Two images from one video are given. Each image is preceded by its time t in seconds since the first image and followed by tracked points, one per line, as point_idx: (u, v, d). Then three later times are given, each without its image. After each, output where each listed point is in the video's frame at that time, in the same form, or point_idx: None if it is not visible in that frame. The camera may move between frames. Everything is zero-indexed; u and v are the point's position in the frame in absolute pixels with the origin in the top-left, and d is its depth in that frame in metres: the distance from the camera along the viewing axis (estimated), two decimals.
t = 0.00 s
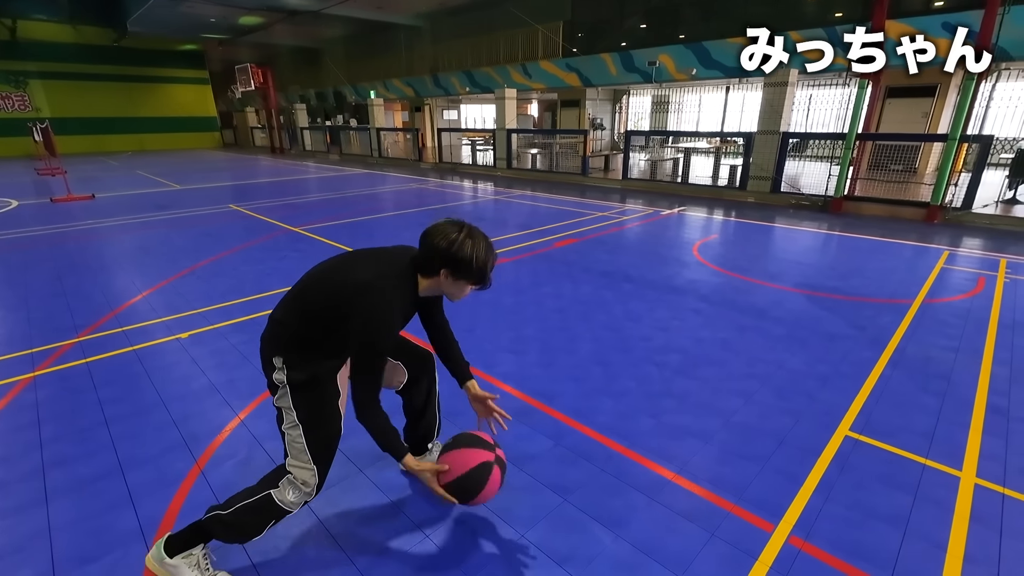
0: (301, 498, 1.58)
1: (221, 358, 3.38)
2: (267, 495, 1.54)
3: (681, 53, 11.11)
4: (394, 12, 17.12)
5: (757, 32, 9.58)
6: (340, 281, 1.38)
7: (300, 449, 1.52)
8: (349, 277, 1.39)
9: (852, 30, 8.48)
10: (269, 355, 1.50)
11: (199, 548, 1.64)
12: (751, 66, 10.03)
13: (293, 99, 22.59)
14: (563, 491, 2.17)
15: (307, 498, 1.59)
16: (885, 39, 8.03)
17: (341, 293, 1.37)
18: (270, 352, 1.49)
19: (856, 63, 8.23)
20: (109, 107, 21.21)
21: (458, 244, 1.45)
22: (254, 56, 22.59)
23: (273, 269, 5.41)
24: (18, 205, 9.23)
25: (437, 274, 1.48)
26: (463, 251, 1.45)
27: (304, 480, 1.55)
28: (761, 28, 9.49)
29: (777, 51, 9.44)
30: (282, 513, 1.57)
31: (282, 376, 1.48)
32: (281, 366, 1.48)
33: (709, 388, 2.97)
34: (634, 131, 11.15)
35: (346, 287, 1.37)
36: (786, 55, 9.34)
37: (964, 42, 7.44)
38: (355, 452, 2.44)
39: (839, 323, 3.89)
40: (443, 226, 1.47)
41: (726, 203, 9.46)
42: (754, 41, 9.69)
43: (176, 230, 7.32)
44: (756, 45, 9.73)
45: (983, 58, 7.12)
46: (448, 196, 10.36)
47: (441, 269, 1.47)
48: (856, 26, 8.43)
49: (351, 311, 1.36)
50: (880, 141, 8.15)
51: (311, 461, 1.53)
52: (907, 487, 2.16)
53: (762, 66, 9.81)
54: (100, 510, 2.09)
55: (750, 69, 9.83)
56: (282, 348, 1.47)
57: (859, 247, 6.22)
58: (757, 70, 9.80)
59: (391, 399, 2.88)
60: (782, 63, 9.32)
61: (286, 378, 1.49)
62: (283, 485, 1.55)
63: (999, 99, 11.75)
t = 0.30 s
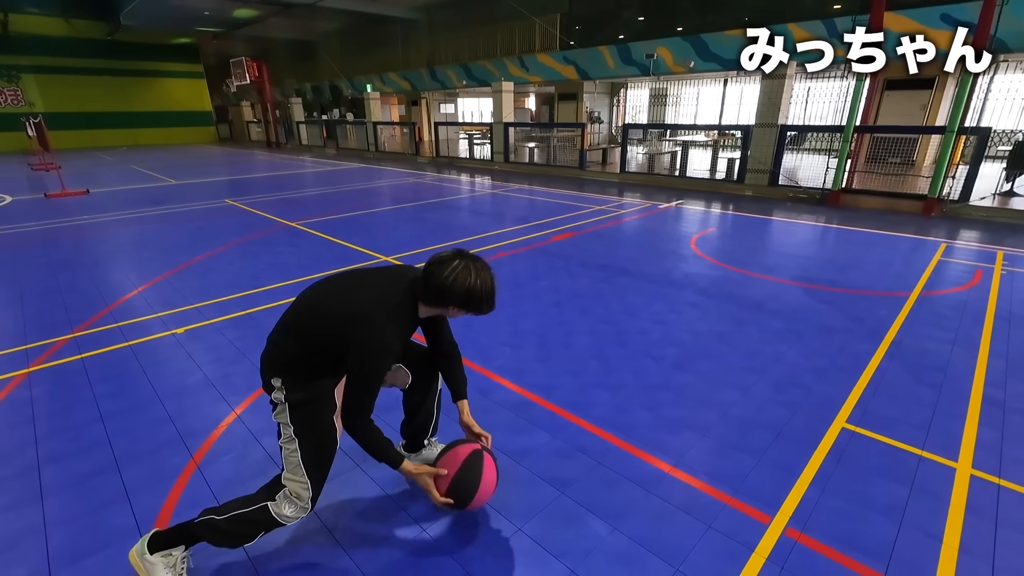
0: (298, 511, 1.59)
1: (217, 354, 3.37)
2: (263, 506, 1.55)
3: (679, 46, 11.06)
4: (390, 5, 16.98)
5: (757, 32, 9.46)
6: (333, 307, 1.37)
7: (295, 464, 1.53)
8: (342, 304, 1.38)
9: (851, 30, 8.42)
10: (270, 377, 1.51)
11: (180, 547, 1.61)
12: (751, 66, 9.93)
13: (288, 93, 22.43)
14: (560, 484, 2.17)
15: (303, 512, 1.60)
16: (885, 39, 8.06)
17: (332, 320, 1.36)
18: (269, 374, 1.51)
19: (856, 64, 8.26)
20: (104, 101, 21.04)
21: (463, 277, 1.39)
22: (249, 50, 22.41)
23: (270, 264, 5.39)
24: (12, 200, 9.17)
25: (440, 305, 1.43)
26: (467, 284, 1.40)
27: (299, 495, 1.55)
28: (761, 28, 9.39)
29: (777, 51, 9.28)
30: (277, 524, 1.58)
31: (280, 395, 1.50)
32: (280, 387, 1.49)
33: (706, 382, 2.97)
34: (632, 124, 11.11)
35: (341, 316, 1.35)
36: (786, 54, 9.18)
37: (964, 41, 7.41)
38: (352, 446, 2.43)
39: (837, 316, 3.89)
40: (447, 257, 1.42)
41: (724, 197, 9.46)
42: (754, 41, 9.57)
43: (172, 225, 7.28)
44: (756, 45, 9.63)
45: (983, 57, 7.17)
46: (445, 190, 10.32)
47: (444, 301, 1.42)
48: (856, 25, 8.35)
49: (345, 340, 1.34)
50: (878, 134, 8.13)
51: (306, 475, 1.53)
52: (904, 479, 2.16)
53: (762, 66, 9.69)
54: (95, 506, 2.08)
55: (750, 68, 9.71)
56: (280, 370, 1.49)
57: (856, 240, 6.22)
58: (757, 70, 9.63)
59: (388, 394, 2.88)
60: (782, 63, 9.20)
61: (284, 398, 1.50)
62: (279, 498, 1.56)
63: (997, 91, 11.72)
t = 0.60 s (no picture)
0: (311, 483, 1.53)
1: (215, 349, 3.37)
2: (277, 486, 1.50)
3: (677, 39, 11.03)
4: None
5: (757, 32, 9.48)
6: (303, 251, 1.33)
7: (294, 429, 1.49)
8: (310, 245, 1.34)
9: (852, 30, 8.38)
10: (250, 344, 1.47)
11: (236, 551, 1.62)
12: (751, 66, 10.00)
13: (285, 88, 22.30)
14: (558, 478, 2.18)
15: (319, 483, 1.54)
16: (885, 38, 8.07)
17: (306, 264, 1.32)
18: (250, 342, 1.47)
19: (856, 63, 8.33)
20: (99, 97, 20.91)
21: (420, 169, 1.38)
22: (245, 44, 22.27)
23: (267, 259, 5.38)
24: (8, 196, 9.13)
25: (411, 210, 1.42)
26: (426, 174, 1.39)
27: (306, 461, 1.50)
28: (761, 28, 9.39)
29: (777, 51, 9.33)
30: (296, 501, 1.51)
31: (265, 359, 1.47)
32: (265, 352, 1.45)
33: (704, 375, 2.98)
34: (630, 119, 11.09)
35: (313, 256, 1.31)
36: (785, 54, 9.23)
37: (964, 42, 7.44)
38: (350, 442, 2.43)
39: (834, 309, 3.90)
40: (395, 154, 1.40)
41: (722, 191, 9.46)
42: (754, 41, 9.61)
43: (169, 221, 7.25)
44: (756, 45, 9.65)
45: (983, 57, 7.36)
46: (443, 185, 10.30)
47: (413, 204, 1.41)
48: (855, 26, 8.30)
49: (325, 279, 1.31)
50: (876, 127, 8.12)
51: (309, 439, 1.49)
52: (899, 471, 2.18)
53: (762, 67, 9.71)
54: (94, 501, 2.09)
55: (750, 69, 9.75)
56: (261, 335, 1.45)
57: (853, 234, 6.23)
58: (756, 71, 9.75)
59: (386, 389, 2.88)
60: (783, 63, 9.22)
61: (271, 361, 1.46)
62: (289, 474, 1.51)
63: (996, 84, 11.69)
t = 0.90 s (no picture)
0: (288, 507, 1.52)
1: (212, 348, 3.37)
2: (254, 510, 1.51)
3: (675, 36, 11.04)
4: None
5: (757, 32, 9.50)
6: (266, 250, 1.33)
7: (277, 449, 1.48)
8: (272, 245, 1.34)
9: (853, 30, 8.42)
10: (231, 350, 1.49)
11: (226, 555, 1.60)
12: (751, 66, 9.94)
13: (281, 84, 22.10)
14: (553, 475, 2.19)
15: (296, 507, 1.52)
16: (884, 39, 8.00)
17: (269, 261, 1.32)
18: (230, 349, 1.48)
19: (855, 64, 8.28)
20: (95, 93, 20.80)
21: (367, 151, 1.27)
22: (241, 41, 22.16)
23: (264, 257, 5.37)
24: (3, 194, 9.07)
25: (367, 197, 1.33)
26: (375, 155, 1.27)
27: (287, 488, 1.48)
28: (761, 28, 9.42)
29: (777, 52, 9.33)
30: (274, 524, 1.51)
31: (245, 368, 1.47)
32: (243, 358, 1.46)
33: (699, 372, 2.99)
34: (628, 115, 11.08)
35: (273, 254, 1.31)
36: (786, 54, 9.25)
37: (964, 41, 7.39)
38: (348, 440, 2.44)
39: (829, 306, 3.92)
40: (348, 138, 1.31)
41: (720, 188, 9.46)
42: (754, 41, 9.63)
43: (165, 219, 7.22)
44: (756, 45, 9.65)
45: (983, 57, 7.38)
46: (441, 183, 10.29)
47: (368, 190, 1.31)
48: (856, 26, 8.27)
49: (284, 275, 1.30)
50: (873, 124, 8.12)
51: (291, 462, 1.48)
52: (892, 467, 2.19)
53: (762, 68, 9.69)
54: (90, 500, 2.09)
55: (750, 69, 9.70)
56: (240, 342, 1.46)
57: (850, 231, 6.24)
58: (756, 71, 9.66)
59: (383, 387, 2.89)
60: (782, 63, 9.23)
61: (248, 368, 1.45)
62: (267, 496, 1.50)
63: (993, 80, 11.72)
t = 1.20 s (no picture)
0: (292, 487, 1.54)
1: (210, 347, 3.37)
2: (258, 490, 1.51)
3: (673, 34, 11.06)
4: None
5: (757, 32, 9.54)
6: (309, 234, 1.39)
7: (289, 430, 1.50)
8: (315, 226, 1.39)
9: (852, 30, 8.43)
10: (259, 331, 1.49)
11: (224, 552, 1.61)
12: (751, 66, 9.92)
13: (279, 83, 22.08)
14: (551, 473, 2.20)
15: (300, 487, 1.54)
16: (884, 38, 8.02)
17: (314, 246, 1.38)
18: (258, 330, 1.49)
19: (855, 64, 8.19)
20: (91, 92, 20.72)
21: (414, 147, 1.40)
22: (238, 39, 22.11)
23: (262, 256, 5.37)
24: None
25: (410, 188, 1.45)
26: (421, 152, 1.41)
27: (294, 467, 1.50)
28: (761, 28, 9.50)
29: (778, 51, 9.34)
30: (276, 505, 1.53)
31: (272, 350, 1.47)
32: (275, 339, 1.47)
33: (697, 370, 3.00)
34: (626, 114, 11.08)
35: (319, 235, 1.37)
36: (785, 54, 9.27)
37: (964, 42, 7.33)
38: (345, 438, 2.45)
39: (826, 304, 3.93)
40: (391, 130, 1.41)
41: (718, 186, 9.47)
42: (754, 42, 9.65)
43: (162, 218, 7.20)
44: (756, 45, 9.66)
45: (983, 57, 7.33)
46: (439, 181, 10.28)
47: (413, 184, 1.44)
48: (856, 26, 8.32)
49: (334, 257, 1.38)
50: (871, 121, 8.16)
51: (302, 443, 1.50)
52: (887, 464, 2.21)
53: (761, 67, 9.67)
54: (88, 499, 2.10)
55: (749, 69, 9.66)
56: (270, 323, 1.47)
57: (848, 229, 6.25)
58: (756, 70, 9.65)
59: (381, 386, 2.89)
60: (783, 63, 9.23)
61: (278, 349, 1.47)
62: (272, 473, 1.52)
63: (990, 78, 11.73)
